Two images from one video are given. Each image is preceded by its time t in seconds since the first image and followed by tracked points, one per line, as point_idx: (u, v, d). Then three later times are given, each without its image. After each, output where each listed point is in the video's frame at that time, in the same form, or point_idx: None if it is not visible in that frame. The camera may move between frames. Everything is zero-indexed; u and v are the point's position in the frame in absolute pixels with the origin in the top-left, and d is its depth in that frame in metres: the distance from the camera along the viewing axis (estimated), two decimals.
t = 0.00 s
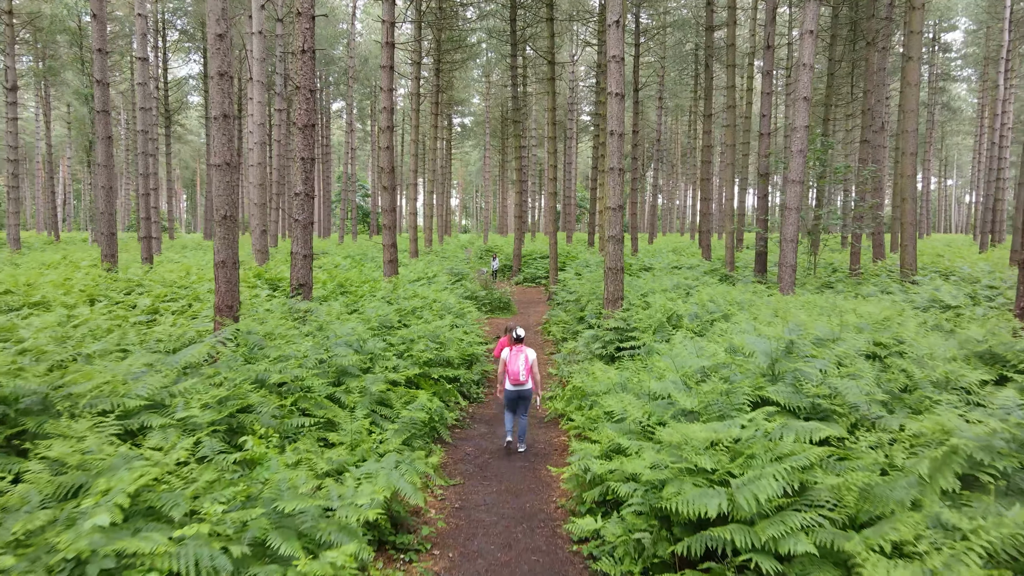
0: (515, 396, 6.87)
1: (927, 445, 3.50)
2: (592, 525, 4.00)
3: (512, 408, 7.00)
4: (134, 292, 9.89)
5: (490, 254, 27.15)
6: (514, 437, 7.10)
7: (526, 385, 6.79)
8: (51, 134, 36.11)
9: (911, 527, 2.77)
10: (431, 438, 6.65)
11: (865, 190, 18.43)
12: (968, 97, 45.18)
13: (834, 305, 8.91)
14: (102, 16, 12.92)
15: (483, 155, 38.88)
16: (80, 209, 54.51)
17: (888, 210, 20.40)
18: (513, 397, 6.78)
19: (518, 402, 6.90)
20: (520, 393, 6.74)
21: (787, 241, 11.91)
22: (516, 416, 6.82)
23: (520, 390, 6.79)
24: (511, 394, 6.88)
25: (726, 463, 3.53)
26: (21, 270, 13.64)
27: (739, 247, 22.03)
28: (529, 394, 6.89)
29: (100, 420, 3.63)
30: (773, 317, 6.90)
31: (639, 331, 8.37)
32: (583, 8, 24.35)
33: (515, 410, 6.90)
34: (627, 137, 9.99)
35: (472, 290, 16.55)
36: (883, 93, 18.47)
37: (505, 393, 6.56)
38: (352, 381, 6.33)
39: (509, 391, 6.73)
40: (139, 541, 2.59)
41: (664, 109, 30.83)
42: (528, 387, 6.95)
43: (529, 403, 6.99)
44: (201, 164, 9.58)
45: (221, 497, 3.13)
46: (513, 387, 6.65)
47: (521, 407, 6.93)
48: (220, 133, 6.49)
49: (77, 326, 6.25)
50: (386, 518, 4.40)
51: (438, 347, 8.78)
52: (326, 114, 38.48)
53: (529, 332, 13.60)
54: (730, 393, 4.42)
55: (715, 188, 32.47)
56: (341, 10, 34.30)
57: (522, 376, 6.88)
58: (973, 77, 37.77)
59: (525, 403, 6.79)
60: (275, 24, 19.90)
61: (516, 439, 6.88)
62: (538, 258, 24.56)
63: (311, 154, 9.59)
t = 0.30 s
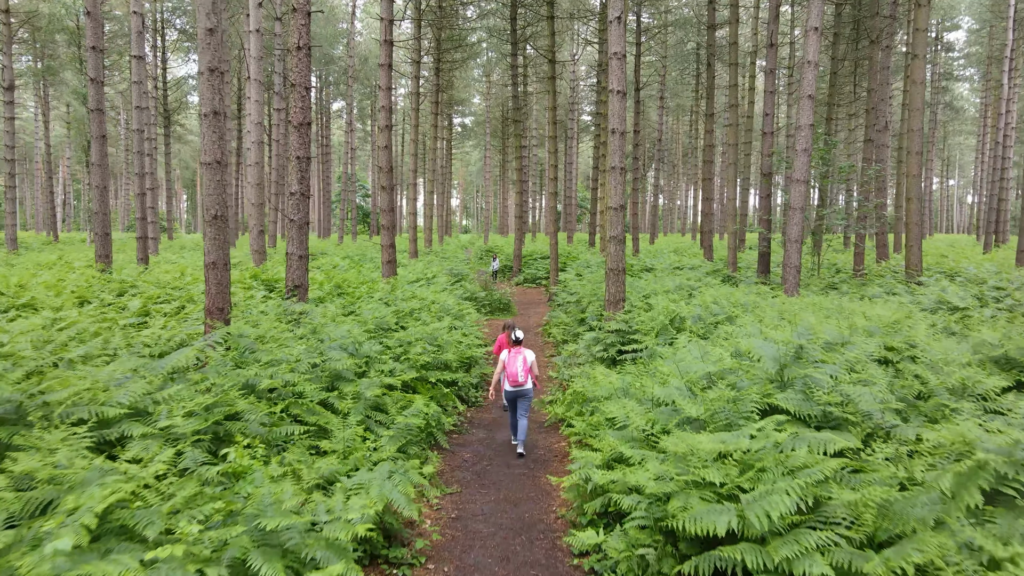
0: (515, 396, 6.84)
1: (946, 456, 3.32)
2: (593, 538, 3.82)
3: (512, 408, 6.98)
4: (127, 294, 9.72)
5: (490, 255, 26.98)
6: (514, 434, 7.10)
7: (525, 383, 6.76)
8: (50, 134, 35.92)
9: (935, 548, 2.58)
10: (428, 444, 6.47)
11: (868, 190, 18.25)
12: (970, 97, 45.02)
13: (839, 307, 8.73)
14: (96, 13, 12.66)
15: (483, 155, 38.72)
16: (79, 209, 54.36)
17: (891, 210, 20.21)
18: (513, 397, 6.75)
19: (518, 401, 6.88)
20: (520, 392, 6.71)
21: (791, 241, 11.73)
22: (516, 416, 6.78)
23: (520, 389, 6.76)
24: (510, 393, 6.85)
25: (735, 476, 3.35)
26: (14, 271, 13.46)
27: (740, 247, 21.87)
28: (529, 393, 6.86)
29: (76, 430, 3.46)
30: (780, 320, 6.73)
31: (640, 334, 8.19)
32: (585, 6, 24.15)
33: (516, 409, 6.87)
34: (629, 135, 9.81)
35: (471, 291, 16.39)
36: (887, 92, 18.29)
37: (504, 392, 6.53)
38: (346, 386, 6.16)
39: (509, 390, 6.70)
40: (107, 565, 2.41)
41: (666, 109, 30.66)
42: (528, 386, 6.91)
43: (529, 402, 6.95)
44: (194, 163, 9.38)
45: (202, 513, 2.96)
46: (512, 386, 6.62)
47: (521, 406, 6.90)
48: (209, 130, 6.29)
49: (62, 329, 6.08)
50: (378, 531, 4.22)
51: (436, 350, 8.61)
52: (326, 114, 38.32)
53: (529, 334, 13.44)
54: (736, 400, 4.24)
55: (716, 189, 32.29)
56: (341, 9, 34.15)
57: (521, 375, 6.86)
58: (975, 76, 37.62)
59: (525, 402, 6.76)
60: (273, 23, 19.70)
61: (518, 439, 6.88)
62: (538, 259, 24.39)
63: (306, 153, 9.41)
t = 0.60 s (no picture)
0: (513, 393, 6.95)
1: (968, 471, 3.13)
2: (594, 555, 3.63)
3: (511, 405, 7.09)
4: (119, 297, 9.54)
5: (490, 256, 26.81)
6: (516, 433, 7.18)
7: (523, 380, 6.88)
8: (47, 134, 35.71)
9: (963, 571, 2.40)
10: (424, 451, 6.30)
11: (871, 191, 18.07)
12: (971, 98, 44.88)
13: (844, 310, 8.57)
14: (90, 11, 12.44)
15: (483, 155, 38.55)
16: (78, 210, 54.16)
17: (894, 211, 20.03)
18: (512, 393, 6.86)
19: (517, 399, 6.99)
20: (517, 388, 6.84)
21: (795, 242, 11.56)
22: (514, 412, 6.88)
23: (517, 386, 6.87)
24: (508, 391, 6.96)
25: (745, 490, 3.16)
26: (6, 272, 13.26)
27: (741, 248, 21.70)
28: (527, 390, 6.98)
29: (47, 442, 3.28)
30: (786, 324, 6.56)
31: (643, 337, 8.01)
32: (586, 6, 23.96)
33: (514, 406, 6.97)
34: (630, 134, 9.64)
35: (470, 293, 16.23)
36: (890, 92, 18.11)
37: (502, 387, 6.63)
38: (340, 391, 5.97)
39: (507, 386, 6.81)
40: None
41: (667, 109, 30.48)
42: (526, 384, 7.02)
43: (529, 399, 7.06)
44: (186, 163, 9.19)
45: (177, 534, 2.77)
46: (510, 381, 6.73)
47: (520, 403, 7.00)
48: (199, 128, 6.10)
49: (46, 333, 5.89)
50: (369, 546, 4.03)
51: (433, 353, 8.43)
52: (325, 114, 38.15)
53: (529, 336, 13.28)
54: (743, 409, 4.06)
55: (718, 189, 32.11)
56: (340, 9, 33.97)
57: (519, 373, 6.98)
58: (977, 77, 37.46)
59: (523, 398, 6.87)
60: (271, 22, 19.52)
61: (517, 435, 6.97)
62: (538, 260, 24.22)
63: (302, 153, 9.24)
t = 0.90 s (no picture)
0: (513, 394, 7.03)
1: (995, 489, 2.94)
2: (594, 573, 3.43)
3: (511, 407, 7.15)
4: (110, 298, 9.36)
5: (490, 257, 26.65)
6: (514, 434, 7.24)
7: (523, 382, 6.98)
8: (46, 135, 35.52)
9: None
10: (420, 458, 6.12)
11: (875, 191, 17.89)
12: (972, 98, 44.71)
13: (851, 313, 8.40)
14: (83, 7, 12.24)
15: (483, 156, 38.41)
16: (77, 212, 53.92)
17: (897, 211, 19.87)
18: (513, 394, 6.95)
19: (517, 400, 7.07)
20: (518, 389, 6.93)
21: (799, 243, 11.38)
22: (514, 413, 6.96)
23: (518, 387, 6.97)
24: (509, 392, 7.04)
25: (756, 507, 2.97)
26: None
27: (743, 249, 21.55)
28: (527, 392, 7.08)
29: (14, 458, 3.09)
30: (792, 328, 6.38)
31: (645, 340, 7.84)
32: (587, 5, 23.80)
33: (513, 407, 7.04)
34: (631, 133, 9.44)
35: (470, 294, 16.06)
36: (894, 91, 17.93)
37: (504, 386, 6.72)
38: (333, 397, 5.79)
39: (508, 386, 6.91)
40: None
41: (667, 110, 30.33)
42: (526, 386, 7.10)
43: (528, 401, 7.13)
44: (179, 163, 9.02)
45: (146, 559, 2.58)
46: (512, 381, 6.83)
47: (520, 405, 7.07)
48: (188, 126, 5.93)
49: (29, 337, 5.71)
50: (359, 562, 3.84)
51: (430, 357, 8.25)
52: (325, 115, 37.98)
53: (528, 339, 13.10)
54: (751, 418, 3.88)
55: (719, 190, 31.94)
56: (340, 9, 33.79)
57: (519, 374, 7.07)
58: (979, 77, 37.31)
59: (523, 400, 6.95)
60: (269, 21, 19.34)
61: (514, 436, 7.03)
62: (538, 262, 24.06)
63: (297, 152, 9.07)
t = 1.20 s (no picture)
0: (512, 392, 7.12)
1: None
2: None
3: (509, 405, 7.23)
4: (102, 302, 9.17)
5: (490, 260, 26.49)
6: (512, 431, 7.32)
7: (523, 379, 7.07)
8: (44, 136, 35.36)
9: None
10: (416, 467, 5.94)
11: (878, 193, 17.71)
12: (975, 100, 44.49)
13: (857, 317, 8.20)
14: (77, 7, 12.08)
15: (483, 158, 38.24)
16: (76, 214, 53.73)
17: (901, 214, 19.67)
18: (512, 391, 7.03)
19: (516, 398, 7.15)
20: (517, 387, 7.02)
21: (804, 246, 11.18)
22: (513, 410, 7.05)
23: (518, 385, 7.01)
24: (508, 390, 7.12)
25: (769, 526, 2.78)
26: None
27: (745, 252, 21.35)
28: (526, 389, 7.17)
29: None
30: (799, 334, 6.19)
31: (647, 344, 7.65)
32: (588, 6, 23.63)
33: (512, 405, 7.13)
34: (632, 134, 9.26)
35: (469, 297, 15.89)
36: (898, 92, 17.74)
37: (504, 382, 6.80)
38: (326, 404, 5.61)
39: (508, 384, 6.99)
40: None
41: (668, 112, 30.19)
42: (524, 384, 7.20)
43: (526, 399, 7.21)
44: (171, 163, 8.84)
45: None
46: (512, 377, 6.92)
47: (518, 402, 7.17)
48: (176, 125, 5.74)
49: (11, 343, 5.53)
50: None
51: (427, 362, 8.07)
52: (325, 117, 37.82)
53: (528, 342, 12.91)
54: (760, 430, 3.69)
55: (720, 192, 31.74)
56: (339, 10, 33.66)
57: (518, 373, 7.16)
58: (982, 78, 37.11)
59: (522, 397, 7.05)
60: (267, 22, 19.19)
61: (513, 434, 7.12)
62: (539, 264, 23.88)
63: (292, 153, 8.89)
